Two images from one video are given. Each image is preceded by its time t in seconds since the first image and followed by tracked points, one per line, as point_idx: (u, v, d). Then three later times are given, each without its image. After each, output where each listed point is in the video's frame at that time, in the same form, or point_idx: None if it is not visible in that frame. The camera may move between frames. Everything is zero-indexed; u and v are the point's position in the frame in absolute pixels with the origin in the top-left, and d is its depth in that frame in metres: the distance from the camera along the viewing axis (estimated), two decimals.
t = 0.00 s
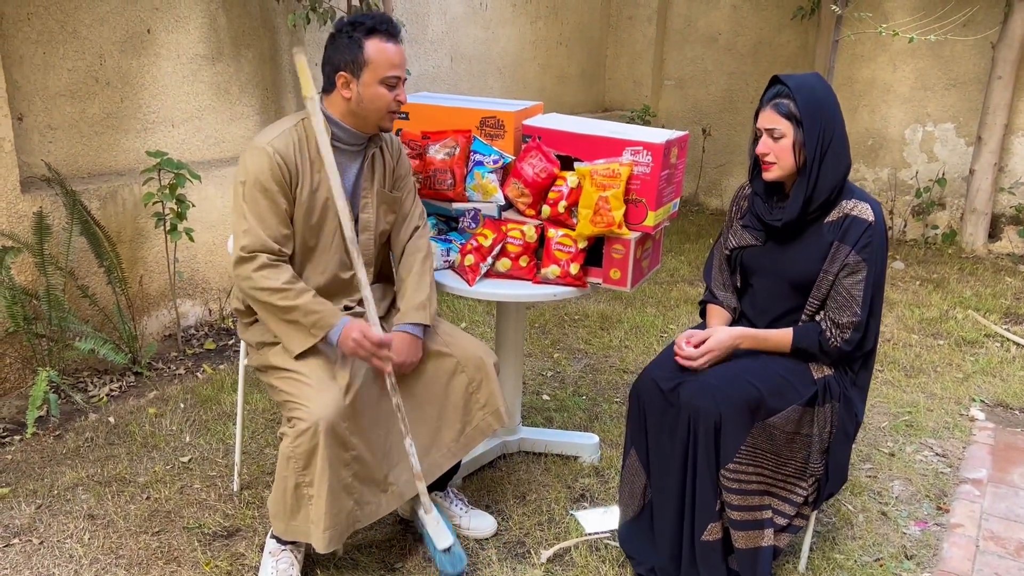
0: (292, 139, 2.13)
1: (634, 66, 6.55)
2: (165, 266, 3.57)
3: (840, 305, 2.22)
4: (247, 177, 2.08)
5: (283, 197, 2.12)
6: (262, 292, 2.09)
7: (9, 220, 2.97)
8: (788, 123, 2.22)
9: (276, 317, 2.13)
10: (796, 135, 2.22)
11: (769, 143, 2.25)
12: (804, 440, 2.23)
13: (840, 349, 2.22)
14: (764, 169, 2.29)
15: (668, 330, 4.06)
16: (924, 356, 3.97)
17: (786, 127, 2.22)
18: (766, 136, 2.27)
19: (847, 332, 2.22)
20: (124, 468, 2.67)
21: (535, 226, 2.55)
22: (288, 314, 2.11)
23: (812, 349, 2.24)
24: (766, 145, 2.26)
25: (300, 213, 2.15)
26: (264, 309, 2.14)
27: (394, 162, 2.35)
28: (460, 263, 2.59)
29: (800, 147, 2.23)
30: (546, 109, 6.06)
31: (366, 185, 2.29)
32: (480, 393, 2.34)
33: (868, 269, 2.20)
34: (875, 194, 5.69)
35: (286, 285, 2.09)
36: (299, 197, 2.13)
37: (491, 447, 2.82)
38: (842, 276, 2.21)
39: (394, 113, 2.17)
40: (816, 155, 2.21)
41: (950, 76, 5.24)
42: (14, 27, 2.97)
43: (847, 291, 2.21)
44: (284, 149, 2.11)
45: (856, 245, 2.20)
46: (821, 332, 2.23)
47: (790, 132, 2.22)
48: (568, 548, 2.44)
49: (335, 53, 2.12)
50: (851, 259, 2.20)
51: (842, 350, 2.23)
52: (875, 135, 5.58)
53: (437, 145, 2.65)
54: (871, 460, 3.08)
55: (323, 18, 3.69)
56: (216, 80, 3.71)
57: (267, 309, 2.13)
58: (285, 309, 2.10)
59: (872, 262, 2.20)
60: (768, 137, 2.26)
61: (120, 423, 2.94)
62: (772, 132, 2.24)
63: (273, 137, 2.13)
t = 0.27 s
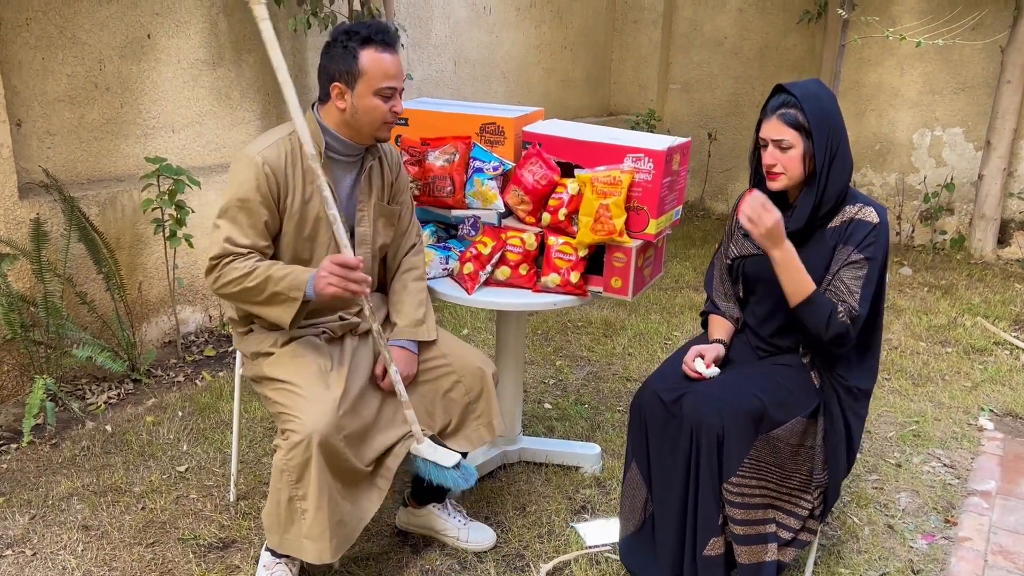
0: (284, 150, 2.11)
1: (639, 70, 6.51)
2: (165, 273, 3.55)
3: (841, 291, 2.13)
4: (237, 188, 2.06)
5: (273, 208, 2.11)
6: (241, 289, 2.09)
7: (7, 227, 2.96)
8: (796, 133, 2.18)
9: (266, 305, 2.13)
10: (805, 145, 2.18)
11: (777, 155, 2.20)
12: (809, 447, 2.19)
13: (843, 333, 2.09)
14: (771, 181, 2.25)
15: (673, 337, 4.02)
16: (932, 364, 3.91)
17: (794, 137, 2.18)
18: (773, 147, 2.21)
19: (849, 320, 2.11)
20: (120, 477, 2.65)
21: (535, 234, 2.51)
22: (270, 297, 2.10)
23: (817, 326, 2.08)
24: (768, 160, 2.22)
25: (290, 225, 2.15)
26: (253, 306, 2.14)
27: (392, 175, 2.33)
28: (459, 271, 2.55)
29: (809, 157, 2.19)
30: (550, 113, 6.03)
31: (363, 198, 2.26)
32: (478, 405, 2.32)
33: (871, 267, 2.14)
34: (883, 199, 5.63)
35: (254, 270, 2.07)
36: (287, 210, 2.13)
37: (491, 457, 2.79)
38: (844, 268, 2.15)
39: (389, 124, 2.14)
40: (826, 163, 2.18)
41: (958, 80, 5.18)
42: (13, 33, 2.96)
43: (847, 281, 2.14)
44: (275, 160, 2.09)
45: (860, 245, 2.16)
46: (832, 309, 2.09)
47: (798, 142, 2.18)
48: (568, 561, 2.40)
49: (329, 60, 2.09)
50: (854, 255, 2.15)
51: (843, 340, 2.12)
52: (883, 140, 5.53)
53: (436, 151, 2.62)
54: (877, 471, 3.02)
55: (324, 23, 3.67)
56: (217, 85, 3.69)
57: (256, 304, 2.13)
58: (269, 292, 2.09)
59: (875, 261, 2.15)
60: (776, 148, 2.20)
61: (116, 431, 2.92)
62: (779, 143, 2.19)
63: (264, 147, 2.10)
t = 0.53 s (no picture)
0: (284, 162, 2.10)
1: (647, 78, 6.48)
2: (166, 284, 3.54)
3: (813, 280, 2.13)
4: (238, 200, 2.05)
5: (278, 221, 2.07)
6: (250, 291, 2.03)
7: (7, 239, 2.97)
8: (812, 147, 2.14)
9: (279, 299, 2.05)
10: (821, 159, 2.15)
11: (792, 171, 2.17)
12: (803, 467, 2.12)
13: (798, 312, 2.09)
14: (788, 199, 2.20)
15: (679, 349, 3.97)
16: (943, 378, 3.85)
17: (811, 151, 2.14)
18: (788, 163, 2.17)
19: (812, 306, 2.09)
20: (117, 492, 2.66)
21: (537, 248, 2.47)
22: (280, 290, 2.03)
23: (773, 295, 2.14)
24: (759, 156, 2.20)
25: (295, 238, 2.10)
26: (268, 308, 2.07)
27: (391, 188, 2.31)
28: (460, 285, 2.52)
29: (825, 172, 2.15)
30: (557, 122, 6.01)
31: (362, 213, 2.23)
32: (478, 423, 2.28)
33: (858, 270, 2.09)
34: (893, 208, 5.57)
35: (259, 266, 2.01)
36: (292, 219, 2.09)
37: (493, 473, 2.75)
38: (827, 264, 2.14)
39: (387, 138, 2.12)
40: (841, 175, 2.15)
41: (970, 89, 5.12)
42: (13, 43, 2.95)
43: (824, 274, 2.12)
44: (275, 171, 2.07)
45: (852, 250, 2.12)
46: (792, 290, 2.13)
47: (815, 157, 2.14)
48: None
49: (326, 75, 2.07)
50: (841, 256, 2.12)
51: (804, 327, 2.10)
52: (893, 149, 5.46)
53: (437, 163, 2.59)
54: (886, 489, 2.97)
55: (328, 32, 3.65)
56: (220, 95, 3.68)
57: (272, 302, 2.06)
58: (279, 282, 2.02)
59: (866, 267, 2.10)
60: (791, 164, 2.16)
61: (115, 445, 2.94)
62: (796, 158, 2.15)
63: (264, 157, 2.09)
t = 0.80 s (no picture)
0: (302, 175, 2.14)
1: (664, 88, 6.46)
2: (183, 296, 3.56)
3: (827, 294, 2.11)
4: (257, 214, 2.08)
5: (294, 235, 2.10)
6: (273, 275, 1.99)
7: (25, 252, 2.99)
8: (832, 163, 2.11)
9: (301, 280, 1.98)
10: (841, 176, 2.12)
11: (812, 187, 2.13)
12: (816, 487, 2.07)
13: (807, 326, 2.08)
14: (805, 215, 2.17)
15: (696, 363, 3.92)
16: (965, 394, 3.77)
17: (830, 167, 2.11)
18: (807, 180, 2.14)
19: (823, 320, 2.06)
20: (131, 507, 2.67)
21: (551, 263, 2.46)
22: (298, 270, 1.96)
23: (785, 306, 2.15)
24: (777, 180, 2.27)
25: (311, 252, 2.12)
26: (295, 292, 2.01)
27: (406, 208, 2.29)
28: (473, 301, 2.50)
29: (845, 188, 2.13)
30: (573, 133, 6.00)
31: (375, 231, 2.22)
32: (491, 440, 2.26)
33: (873, 285, 2.07)
34: (913, 220, 5.50)
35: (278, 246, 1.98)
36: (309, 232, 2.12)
37: (507, 490, 2.72)
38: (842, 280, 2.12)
39: (401, 159, 2.11)
40: (859, 193, 2.12)
41: (992, 99, 5.05)
42: (34, 58, 3.01)
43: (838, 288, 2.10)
44: (292, 180, 2.12)
45: (868, 265, 2.10)
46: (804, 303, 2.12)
47: (835, 173, 2.11)
48: None
49: (343, 93, 2.07)
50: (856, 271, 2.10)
51: (815, 341, 2.08)
52: (914, 159, 5.40)
53: (451, 178, 2.58)
54: (907, 508, 2.90)
55: (345, 46, 3.66)
56: (237, 108, 3.70)
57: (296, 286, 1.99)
58: (297, 261, 1.95)
59: (881, 284, 2.07)
60: (810, 180, 2.13)
61: (130, 458, 2.95)
62: (815, 175, 2.12)
63: (281, 167, 2.14)
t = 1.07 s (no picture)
0: (335, 186, 2.13)
1: (689, 89, 6.43)
2: (212, 300, 3.60)
3: (869, 311, 2.06)
4: (289, 221, 2.09)
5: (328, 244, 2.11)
6: (314, 336, 2.06)
7: (60, 257, 3.05)
8: (863, 161, 2.08)
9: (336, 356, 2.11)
10: (871, 175, 2.09)
11: (841, 184, 2.10)
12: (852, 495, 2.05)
13: (855, 347, 2.03)
14: (832, 212, 2.13)
15: (723, 365, 3.89)
16: (999, 397, 3.71)
17: (861, 166, 2.08)
18: (837, 176, 2.11)
19: (869, 339, 2.02)
20: (163, 508, 2.71)
21: (577, 267, 2.45)
22: (343, 351, 2.09)
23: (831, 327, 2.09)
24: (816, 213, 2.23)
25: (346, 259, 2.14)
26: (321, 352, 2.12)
27: (437, 214, 2.31)
28: (500, 305, 2.51)
29: (874, 188, 2.10)
30: (597, 135, 5.99)
31: (407, 237, 2.24)
32: (519, 443, 2.26)
33: (914, 296, 2.04)
34: (944, 219, 5.41)
35: (335, 322, 2.05)
36: (342, 241, 2.13)
37: (534, 492, 2.72)
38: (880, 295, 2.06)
39: (433, 167, 2.13)
40: (889, 195, 2.09)
41: None
42: (66, 67, 3.05)
43: (881, 303, 2.05)
44: (326, 196, 2.11)
45: (905, 274, 2.06)
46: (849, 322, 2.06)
47: (865, 171, 2.08)
48: None
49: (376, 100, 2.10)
50: (895, 284, 2.06)
51: (860, 361, 2.03)
52: (944, 158, 5.32)
53: (478, 182, 2.60)
54: (939, 512, 2.86)
55: (371, 51, 3.68)
56: (265, 113, 3.74)
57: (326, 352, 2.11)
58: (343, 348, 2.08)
59: (920, 293, 2.04)
60: (840, 177, 2.10)
61: (162, 460, 2.99)
62: (845, 172, 2.09)
63: (316, 181, 2.13)
